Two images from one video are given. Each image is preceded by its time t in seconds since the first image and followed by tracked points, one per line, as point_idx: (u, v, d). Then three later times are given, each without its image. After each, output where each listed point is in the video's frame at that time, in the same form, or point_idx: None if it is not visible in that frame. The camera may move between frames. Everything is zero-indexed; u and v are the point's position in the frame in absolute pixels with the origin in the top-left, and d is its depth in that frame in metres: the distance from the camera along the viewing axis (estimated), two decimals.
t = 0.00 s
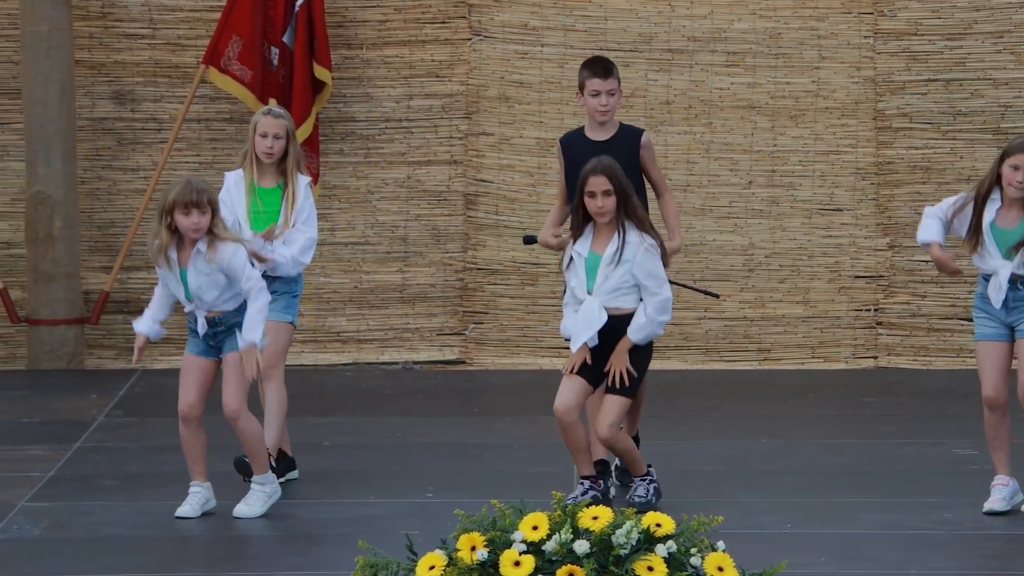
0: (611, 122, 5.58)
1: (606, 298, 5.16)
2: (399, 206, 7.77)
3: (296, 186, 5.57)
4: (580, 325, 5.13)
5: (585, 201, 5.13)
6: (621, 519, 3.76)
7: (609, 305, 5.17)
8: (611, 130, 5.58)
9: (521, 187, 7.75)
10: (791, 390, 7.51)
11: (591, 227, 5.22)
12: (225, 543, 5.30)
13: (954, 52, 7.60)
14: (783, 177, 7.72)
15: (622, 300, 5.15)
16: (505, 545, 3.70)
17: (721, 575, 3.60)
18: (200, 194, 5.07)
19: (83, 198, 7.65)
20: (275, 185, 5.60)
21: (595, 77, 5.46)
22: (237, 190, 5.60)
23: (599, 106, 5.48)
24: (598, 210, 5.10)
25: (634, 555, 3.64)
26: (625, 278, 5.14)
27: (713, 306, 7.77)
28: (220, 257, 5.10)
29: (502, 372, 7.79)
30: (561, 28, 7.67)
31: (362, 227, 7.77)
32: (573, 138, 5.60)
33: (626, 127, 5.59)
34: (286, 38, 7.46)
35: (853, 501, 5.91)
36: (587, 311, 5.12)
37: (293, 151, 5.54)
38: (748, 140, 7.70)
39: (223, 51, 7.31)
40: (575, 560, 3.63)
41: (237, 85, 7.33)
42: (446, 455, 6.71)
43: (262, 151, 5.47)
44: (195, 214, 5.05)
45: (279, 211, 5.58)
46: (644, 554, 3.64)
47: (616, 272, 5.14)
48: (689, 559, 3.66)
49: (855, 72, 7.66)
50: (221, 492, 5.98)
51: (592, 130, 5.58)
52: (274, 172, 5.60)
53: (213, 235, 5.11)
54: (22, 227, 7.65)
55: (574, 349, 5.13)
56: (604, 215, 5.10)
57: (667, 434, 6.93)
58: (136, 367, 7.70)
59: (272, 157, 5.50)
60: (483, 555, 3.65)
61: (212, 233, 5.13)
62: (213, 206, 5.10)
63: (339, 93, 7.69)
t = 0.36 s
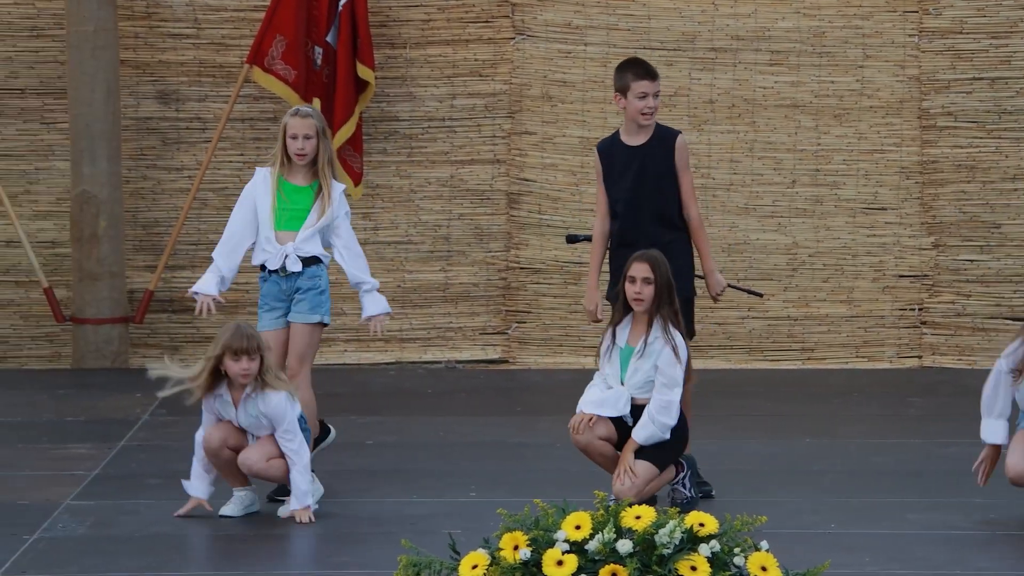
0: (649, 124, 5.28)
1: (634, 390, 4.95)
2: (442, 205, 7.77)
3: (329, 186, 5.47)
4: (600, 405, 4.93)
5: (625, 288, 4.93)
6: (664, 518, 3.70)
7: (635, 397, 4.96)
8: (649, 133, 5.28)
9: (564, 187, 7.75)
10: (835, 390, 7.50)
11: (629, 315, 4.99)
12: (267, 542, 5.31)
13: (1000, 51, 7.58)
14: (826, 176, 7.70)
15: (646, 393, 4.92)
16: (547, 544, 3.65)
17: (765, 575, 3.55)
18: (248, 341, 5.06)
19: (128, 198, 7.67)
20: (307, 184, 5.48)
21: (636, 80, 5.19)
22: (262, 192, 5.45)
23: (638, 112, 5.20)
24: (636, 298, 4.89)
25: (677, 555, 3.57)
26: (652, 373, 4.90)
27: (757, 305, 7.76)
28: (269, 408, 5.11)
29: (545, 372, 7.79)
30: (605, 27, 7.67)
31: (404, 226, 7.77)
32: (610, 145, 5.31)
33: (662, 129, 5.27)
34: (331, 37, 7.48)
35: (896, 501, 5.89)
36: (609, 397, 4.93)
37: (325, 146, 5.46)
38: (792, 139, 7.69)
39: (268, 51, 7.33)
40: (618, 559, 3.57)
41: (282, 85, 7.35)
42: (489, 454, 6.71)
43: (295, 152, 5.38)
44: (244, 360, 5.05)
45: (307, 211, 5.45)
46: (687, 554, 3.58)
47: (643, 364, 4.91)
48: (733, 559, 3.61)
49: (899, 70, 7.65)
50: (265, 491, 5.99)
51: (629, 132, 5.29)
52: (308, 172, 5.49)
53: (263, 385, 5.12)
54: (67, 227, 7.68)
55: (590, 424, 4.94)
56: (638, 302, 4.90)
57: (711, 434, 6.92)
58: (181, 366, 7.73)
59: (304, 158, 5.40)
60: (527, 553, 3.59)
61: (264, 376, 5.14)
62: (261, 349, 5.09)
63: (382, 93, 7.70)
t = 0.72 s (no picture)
0: (708, 130, 5.20)
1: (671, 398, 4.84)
2: (487, 206, 7.77)
3: (352, 187, 5.37)
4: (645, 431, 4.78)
5: (688, 293, 4.89)
6: (708, 520, 3.64)
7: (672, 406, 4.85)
8: (712, 139, 5.21)
9: (609, 188, 7.75)
10: (881, 391, 7.48)
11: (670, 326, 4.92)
12: (310, 542, 5.31)
13: None
14: (872, 177, 7.68)
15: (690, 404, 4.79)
16: (592, 546, 3.58)
17: None
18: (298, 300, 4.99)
19: (175, 199, 7.70)
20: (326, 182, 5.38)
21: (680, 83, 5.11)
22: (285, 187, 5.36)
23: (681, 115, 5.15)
24: (701, 301, 4.85)
25: (723, 557, 3.51)
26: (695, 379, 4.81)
27: (803, 307, 7.74)
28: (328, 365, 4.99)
29: (590, 373, 7.79)
30: (649, 28, 7.66)
31: (449, 227, 7.77)
32: (671, 146, 5.26)
33: (725, 137, 5.21)
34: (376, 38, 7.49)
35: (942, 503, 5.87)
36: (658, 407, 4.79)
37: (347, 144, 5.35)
38: (837, 140, 7.67)
39: (313, 52, 7.32)
40: (663, 561, 3.51)
41: (327, 87, 7.35)
42: (533, 455, 6.71)
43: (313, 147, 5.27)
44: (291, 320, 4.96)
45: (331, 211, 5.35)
46: (732, 556, 3.52)
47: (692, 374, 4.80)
48: (779, 561, 3.54)
49: (946, 71, 7.63)
50: (310, 491, 5.99)
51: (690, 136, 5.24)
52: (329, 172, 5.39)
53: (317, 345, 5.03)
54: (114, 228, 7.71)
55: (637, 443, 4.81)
56: (706, 305, 4.85)
57: (756, 435, 6.90)
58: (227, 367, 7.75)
59: (325, 155, 5.29)
60: (571, 555, 3.53)
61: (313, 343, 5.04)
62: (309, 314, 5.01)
63: (427, 94, 7.71)
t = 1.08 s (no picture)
0: (767, 125, 5.07)
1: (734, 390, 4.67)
2: (530, 207, 7.76)
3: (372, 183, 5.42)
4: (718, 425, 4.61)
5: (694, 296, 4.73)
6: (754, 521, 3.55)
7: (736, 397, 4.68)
8: (770, 135, 5.06)
9: (652, 188, 7.75)
10: (925, 392, 7.46)
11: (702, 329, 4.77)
12: (355, 543, 5.31)
13: None
14: (918, 177, 7.66)
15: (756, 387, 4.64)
16: (636, 547, 3.52)
17: None
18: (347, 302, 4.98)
19: (219, 200, 7.72)
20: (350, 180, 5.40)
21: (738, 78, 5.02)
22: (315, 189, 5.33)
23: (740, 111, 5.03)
24: (710, 301, 4.70)
25: (766, 559, 3.42)
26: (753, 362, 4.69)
27: (847, 308, 7.72)
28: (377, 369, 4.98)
29: (633, 374, 7.78)
30: (694, 28, 7.65)
31: (492, 228, 7.77)
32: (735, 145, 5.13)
33: (783, 133, 5.04)
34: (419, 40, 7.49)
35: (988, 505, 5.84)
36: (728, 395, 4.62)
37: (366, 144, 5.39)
38: (882, 141, 7.64)
39: (357, 53, 7.33)
40: (707, 562, 3.44)
41: (372, 88, 7.36)
42: (578, 456, 6.70)
43: (339, 148, 5.29)
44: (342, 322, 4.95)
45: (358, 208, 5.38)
46: (776, 557, 3.43)
47: (742, 358, 4.69)
48: (823, 562, 3.45)
49: (992, 71, 7.61)
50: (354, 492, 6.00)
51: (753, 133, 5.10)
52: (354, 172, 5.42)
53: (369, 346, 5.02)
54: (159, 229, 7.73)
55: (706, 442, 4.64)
56: (715, 305, 4.70)
57: (801, 436, 6.88)
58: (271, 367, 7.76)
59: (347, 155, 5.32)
60: (615, 556, 3.47)
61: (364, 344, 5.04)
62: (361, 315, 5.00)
63: (471, 95, 7.71)
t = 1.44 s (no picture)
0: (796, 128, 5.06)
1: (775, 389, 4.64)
2: (569, 208, 7.76)
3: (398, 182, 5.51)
4: (757, 423, 4.57)
5: (755, 290, 4.72)
6: (793, 522, 3.53)
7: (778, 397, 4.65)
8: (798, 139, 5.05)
9: (691, 189, 7.74)
10: (966, 393, 7.43)
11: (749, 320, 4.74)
12: (394, 543, 5.31)
13: None
14: (958, 178, 7.63)
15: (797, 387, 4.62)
16: (675, 547, 3.52)
17: None
18: (393, 313, 5.00)
19: (259, 200, 7.73)
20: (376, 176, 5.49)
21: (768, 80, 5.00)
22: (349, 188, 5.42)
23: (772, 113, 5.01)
24: (774, 297, 4.70)
25: (805, 560, 3.40)
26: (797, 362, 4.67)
27: (887, 309, 7.70)
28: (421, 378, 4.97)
29: (672, 374, 7.77)
30: (733, 28, 7.63)
31: (531, 228, 7.77)
32: (759, 146, 5.11)
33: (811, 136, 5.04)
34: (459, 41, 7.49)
35: None
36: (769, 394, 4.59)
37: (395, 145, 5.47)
38: (922, 141, 7.62)
39: (396, 53, 7.35)
40: (746, 563, 3.42)
41: (409, 88, 7.38)
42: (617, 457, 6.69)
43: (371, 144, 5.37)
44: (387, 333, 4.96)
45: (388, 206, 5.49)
46: (815, 558, 3.41)
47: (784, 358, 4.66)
48: (862, 563, 3.43)
49: None
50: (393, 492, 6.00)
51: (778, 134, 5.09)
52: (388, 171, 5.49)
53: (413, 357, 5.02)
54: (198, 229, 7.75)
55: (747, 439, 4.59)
56: (774, 303, 4.70)
57: (841, 437, 6.87)
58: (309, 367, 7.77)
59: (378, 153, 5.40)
60: (654, 557, 3.45)
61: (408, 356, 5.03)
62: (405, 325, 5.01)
63: (510, 96, 7.71)
